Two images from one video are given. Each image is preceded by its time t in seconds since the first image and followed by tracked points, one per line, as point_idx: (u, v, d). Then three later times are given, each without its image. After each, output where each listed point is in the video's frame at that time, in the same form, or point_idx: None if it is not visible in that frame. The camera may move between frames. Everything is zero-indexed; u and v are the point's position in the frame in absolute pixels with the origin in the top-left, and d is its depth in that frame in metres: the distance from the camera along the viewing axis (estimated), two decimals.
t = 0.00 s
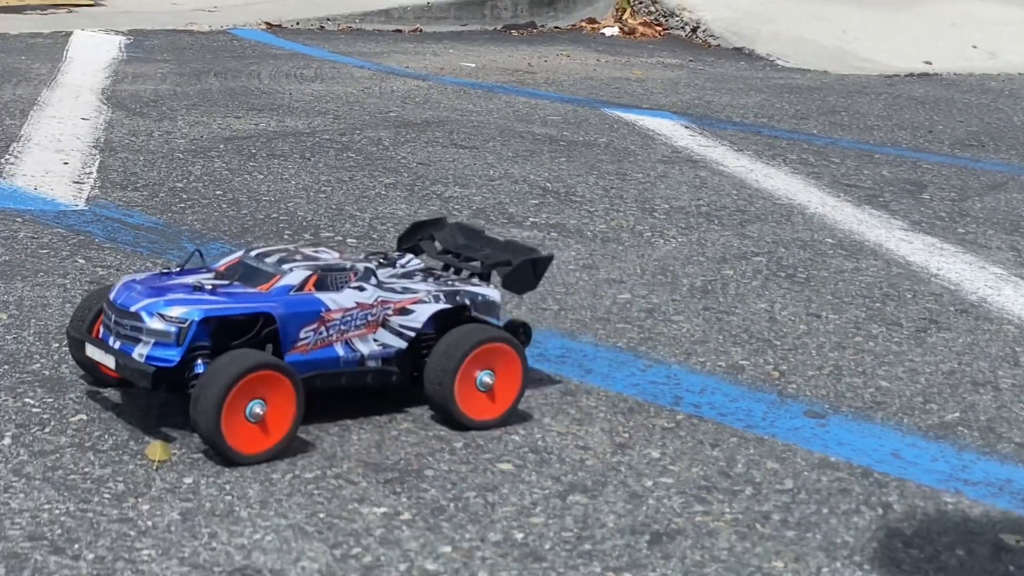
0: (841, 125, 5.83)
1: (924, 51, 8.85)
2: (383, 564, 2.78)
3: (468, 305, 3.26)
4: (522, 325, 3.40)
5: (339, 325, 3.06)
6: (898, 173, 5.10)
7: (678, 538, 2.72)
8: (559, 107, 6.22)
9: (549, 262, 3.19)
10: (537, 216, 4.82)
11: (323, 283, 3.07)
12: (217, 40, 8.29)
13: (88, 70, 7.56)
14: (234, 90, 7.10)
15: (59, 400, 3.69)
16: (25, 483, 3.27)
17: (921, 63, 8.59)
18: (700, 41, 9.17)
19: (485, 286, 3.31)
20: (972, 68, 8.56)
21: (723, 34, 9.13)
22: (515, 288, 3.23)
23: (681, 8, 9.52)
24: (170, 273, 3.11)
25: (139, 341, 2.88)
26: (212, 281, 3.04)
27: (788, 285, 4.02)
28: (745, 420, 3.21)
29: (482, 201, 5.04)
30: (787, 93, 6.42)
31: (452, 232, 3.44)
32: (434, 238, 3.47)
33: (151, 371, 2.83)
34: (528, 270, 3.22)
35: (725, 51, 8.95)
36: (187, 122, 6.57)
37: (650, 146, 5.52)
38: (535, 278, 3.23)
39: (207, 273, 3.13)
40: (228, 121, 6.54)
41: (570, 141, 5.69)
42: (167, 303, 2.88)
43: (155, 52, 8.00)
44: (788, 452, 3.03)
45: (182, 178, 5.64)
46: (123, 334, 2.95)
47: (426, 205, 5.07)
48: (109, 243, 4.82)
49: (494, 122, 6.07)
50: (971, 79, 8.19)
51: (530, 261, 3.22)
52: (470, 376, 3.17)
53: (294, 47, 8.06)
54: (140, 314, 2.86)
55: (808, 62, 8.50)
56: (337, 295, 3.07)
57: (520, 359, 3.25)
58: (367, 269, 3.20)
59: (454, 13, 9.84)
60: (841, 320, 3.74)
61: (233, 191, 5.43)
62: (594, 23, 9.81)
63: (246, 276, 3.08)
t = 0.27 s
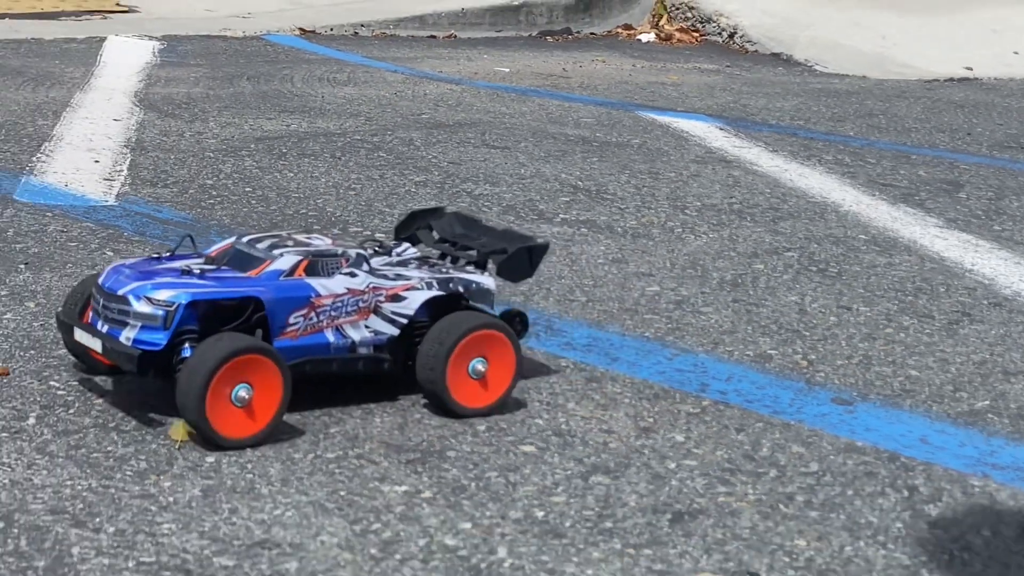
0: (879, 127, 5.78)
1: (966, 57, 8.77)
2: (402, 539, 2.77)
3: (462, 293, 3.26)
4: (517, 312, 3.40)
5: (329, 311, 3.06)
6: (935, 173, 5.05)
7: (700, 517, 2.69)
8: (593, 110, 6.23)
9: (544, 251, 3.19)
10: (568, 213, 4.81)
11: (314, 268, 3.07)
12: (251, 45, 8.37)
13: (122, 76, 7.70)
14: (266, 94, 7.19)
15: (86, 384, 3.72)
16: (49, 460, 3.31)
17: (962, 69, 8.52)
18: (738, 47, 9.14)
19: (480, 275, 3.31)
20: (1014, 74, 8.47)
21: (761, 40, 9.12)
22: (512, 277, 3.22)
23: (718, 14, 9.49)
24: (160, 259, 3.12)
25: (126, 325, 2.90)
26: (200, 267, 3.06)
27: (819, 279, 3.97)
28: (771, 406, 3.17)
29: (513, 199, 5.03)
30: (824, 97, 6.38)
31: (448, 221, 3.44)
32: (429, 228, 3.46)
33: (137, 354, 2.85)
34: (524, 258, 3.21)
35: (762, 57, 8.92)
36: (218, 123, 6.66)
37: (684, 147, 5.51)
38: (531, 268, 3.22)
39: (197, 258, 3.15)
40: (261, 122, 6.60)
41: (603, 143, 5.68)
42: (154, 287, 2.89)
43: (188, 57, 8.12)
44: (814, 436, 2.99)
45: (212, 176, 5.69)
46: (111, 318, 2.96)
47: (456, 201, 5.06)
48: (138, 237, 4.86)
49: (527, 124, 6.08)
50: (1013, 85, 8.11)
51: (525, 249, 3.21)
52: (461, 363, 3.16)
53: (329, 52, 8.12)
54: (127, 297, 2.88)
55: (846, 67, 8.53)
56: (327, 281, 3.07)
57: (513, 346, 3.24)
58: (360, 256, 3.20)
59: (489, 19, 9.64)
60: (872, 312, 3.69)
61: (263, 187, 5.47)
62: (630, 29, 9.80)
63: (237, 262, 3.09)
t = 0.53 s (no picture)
0: (915, 130, 5.73)
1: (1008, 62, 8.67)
2: (422, 515, 2.75)
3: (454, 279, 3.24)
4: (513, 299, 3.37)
5: (319, 297, 3.05)
6: (971, 174, 5.00)
7: (723, 497, 2.67)
8: (627, 113, 6.23)
9: (542, 237, 3.18)
10: (598, 210, 4.79)
11: (304, 254, 3.06)
12: (284, 51, 8.43)
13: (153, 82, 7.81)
14: (298, 97, 7.25)
15: (112, 368, 3.74)
16: (72, 439, 3.33)
17: (1003, 74, 8.43)
18: (774, 53, 9.09)
19: (475, 261, 3.29)
20: None
21: (797, 46, 9.05)
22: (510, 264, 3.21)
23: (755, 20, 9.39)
24: (150, 245, 3.14)
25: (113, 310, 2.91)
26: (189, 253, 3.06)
27: (850, 273, 3.93)
28: (798, 393, 3.14)
29: (542, 197, 5.01)
30: (861, 101, 6.34)
31: (446, 210, 3.45)
32: (426, 217, 3.47)
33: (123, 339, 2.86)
34: (520, 245, 3.20)
35: (799, 63, 8.87)
36: (250, 125, 6.71)
37: (717, 148, 5.48)
38: (526, 254, 3.22)
39: (188, 246, 3.15)
40: (293, 124, 6.64)
41: (635, 144, 5.67)
42: (141, 272, 2.91)
43: (221, 62, 8.22)
44: (840, 422, 2.95)
45: (242, 174, 5.73)
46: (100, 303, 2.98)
47: (486, 198, 5.05)
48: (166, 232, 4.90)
49: (558, 126, 6.08)
50: None
51: (522, 236, 3.20)
52: (453, 351, 3.14)
53: (364, 58, 8.16)
54: (114, 282, 2.90)
55: (884, 72, 8.44)
56: (317, 267, 3.06)
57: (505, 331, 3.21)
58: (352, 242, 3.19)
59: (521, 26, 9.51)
60: (904, 305, 3.65)
61: (292, 185, 5.49)
62: (666, 35, 9.77)
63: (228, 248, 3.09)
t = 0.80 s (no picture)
0: (952, 134, 5.69)
1: None
2: (445, 493, 2.74)
3: (449, 267, 3.23)
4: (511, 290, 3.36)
5: (312, 284, 3.05)
6: (1008, 175, 4.96)
7: (749, 478, 2.64)
8: (660, 117, 6.22)
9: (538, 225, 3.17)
10: (629, 208, 4.76)
11: (296, 241, 3.06)
12: (316, 57, 8.49)
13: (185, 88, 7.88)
14: (330, 102, 7.30)
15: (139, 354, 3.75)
16: (98, 420, 3.34)
17: None
18: (810, 59, 9.04)
19: (470, 249, 3.28)
20: None
21: (834, 53, 9.00)
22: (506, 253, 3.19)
23: (791, 27, 9.36)
24: (140, 234, 3.13)
25: (103, 296, 2.91)
26: (181, 239, 3.06)
27: (883, 268, 3.90)
28: (827, 380, 3.11)
29: (573, 195, 5.00)
30: (897, 106, 6.30)
31: (444, 199, 3.46)
32: (425, 206, 3.48)
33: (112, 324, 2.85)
34: (515, 232, 3.19)
35: (836, 70, 8.82)
36: (281, 127, 6.75)
37: (751, 150, 5.46)
38: (523, 242, 3.21)
39: (180, 233, 3.15)
40: (325, 126, 6.67)
41: (668, 146, 5.65)
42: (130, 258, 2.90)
43: (253, 68, 8.30)
44: (869, 408, 2.92)
45: (272, 173, 5.76)
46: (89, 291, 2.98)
47: (516, 197, 5.04)
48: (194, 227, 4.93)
49: (590, 129, 6.07)
50: None
51: (517, 223, 3.19)
52: (446, 342, 3.13)
53: (397, 64, 8.19)
54: (103, 268, 2.89)
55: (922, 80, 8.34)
56: (310, 253, 3.06)
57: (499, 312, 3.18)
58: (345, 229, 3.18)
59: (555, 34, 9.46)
60: (936, 299, 3.62)
61: (322, 184, 5.52)
62: (701, 43, 9.76)
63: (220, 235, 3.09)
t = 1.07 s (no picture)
0: (990, 138, 5.65)
1: None
2: (472, 474, 2.73)
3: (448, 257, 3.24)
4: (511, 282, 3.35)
5: (307, 272, 3.05)
6: None
7: (778, 462, 2.61)
8: (694, 122, 6.21)
9: (537, 216, 3.19)
10: (661, 207, 4.73)
11: (291, 229, 3.06)
12: (348, 64, 8.54)
13: (218, 94, 7.95)
14: (362, 106, 7.34)
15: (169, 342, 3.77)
16: (126, 404, 3.36)
17: None
18: (847, 67, 8.99)
19: (468, 240, 3.28)
20: None
21: (871, 60, 8.95)
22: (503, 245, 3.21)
23: (828, 34, 9.34)
24: (135, 220, 3.13)
25: (96, 281, 2.91)
26: (176, 225, 3.06)
27: (917, 265, 3.86)
28: (859, 369, 3.08)
29: (605, 195, 4.98)
30: (934, 112, 6.26)
31: (446, 191, 3.48)
32: (426, 198, 3.51)
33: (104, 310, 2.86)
34: (513, 222, 3.21)
35: (872, 77, 8.76)
36: (313, 130, 6.78)
37: (785, 153, 5.43)
38: (522, 233, 3.23)
39: (175, 220, 3.15)
40: (359, 130, 6.70)
41: (702, 149, 5.63)
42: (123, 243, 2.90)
43: (285, 75, 8.38)
44: (901, 396, 2.90)
45: (303, 173, 5.79)
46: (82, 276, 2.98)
47: (547, 196, 5.03)
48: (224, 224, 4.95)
49: (624, 132, 6.07)
50: None
51: (516, 214, 3.21)
52: (441, 335, 3.12)
53: (431, 71, 8.23)
54: (97, 253, 2.90)
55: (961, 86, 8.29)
56: (305, 242, 3.06)
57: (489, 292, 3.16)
58: (342, 218, 3.18)
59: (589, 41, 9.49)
60: (971, 294, 3.60)
61: (353, 184, 5.53)
62: (736, 51, 9.74)
63: (215, 222, 3.09)
